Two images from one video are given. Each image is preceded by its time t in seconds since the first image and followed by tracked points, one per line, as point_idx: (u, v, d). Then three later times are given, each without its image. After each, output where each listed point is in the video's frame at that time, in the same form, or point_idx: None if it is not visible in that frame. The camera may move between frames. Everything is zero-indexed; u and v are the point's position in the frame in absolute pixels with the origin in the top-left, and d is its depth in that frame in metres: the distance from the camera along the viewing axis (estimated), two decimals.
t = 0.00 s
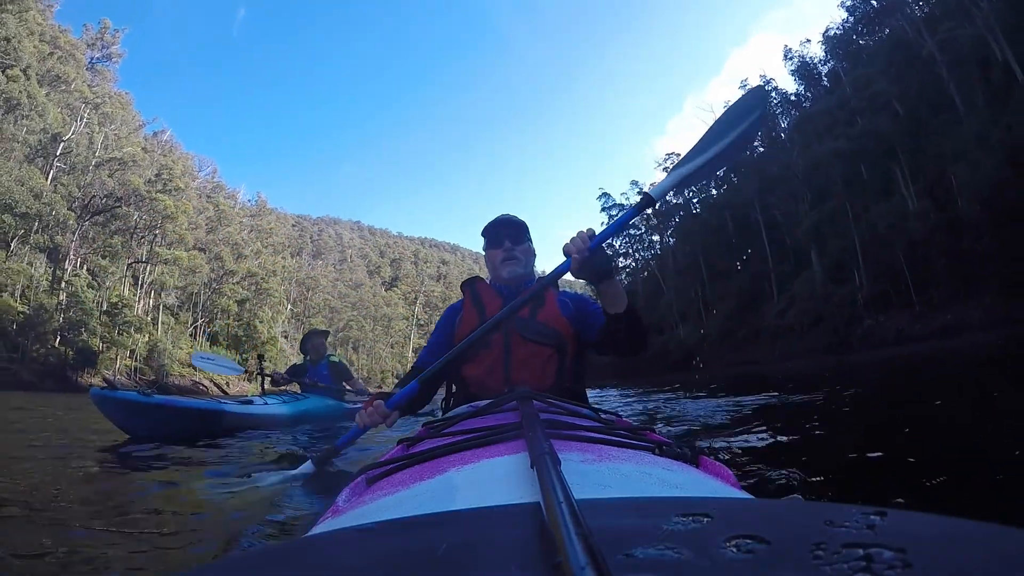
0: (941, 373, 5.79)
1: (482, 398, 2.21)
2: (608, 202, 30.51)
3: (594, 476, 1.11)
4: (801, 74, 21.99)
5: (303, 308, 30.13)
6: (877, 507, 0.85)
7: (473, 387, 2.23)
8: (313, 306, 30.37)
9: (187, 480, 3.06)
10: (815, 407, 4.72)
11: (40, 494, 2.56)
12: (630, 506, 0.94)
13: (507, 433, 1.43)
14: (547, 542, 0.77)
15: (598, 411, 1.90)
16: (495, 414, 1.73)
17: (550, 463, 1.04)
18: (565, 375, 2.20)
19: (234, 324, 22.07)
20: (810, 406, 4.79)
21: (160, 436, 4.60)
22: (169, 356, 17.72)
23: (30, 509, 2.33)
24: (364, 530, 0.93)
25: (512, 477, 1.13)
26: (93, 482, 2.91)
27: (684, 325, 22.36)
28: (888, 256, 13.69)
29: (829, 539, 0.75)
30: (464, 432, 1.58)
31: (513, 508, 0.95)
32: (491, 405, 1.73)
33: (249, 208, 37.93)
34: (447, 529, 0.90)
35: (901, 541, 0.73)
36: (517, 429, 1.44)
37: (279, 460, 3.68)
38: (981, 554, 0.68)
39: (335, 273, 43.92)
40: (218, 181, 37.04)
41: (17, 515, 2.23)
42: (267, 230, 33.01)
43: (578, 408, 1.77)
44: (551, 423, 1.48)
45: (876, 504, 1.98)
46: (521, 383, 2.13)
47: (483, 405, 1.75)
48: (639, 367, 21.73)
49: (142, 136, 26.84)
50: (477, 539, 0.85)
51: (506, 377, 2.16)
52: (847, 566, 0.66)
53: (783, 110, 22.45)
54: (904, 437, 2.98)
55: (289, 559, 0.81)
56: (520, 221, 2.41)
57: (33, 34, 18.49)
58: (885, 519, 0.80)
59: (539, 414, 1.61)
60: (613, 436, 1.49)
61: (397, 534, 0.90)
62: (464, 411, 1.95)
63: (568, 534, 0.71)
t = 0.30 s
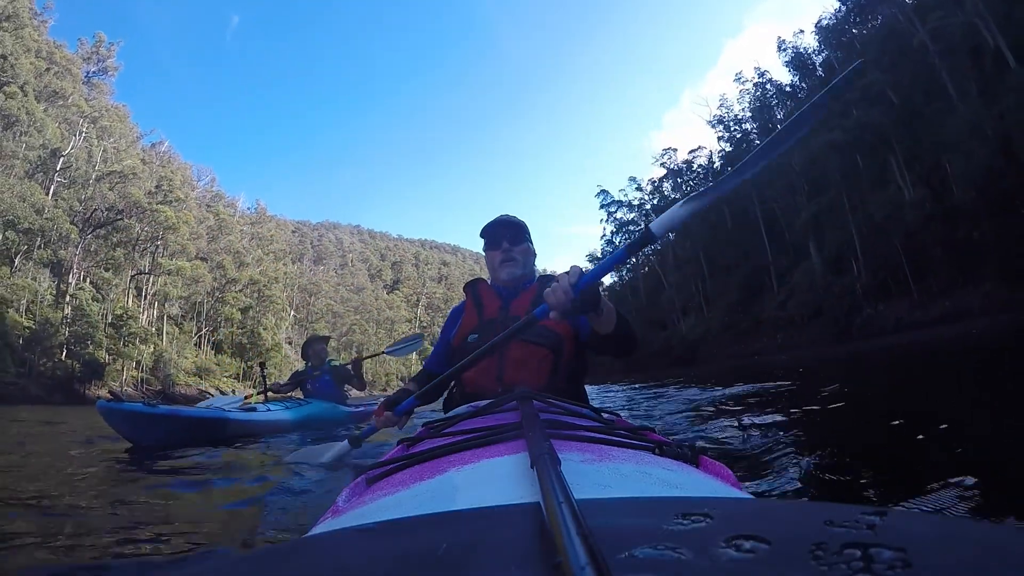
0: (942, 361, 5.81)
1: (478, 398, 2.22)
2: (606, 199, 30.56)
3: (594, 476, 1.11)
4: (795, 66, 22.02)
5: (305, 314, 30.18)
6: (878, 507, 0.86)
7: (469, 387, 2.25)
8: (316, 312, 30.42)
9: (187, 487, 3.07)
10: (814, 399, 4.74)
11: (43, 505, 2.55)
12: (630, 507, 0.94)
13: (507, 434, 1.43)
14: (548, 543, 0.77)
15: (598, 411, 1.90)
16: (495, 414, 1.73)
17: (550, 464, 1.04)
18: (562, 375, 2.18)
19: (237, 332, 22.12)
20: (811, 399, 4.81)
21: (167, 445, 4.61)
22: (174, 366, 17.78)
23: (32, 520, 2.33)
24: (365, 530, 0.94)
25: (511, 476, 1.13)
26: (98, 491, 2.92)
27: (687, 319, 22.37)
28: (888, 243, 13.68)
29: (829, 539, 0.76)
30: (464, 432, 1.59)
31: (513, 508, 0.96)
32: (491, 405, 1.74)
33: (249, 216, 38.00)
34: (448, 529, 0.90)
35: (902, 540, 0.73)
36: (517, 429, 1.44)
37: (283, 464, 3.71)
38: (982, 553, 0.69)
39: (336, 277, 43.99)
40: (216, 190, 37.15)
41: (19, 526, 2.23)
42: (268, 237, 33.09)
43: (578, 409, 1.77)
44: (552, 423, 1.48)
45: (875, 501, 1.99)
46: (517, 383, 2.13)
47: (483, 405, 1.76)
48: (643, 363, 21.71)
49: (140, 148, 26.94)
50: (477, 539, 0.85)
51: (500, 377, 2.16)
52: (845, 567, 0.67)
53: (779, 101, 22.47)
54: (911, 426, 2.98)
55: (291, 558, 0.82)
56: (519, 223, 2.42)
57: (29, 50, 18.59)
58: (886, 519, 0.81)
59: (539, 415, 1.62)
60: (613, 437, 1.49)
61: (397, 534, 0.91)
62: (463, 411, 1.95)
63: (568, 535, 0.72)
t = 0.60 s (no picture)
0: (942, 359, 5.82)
1: (475, 397, 2.22)
2: (606, 200, 30.59)
3: (594, 475, 1.12)
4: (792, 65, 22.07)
5: (306, 316, 30.22)
6: (878, 507, 0.86)
7: (467, 387, 2.25)
8: (317, 314, 30.43)
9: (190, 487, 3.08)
10: (815, 398, 4.74)
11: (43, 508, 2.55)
12: (630, 507, 0.95)
13: (508, 433, 1.44)
14: (547, 543, 0.77)
15: (598, 411, 1.91)
16: (495, 414, 1.74)
17: (550, 464, 1.04)
18: (560, 375, 2.18)
19: (238, 335, 22.10)
20: (811, 398, 4.82)
21: (169, 447, 4.63)
22: (176, 370, 17.78)
23: (31, 522, 2.32)
24: (364, 530, 0.95)
25: (511, 476, 1.14)
26: (95, 493, 2.91)
27: (687, 318, 22.37)
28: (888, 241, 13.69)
29: (829, 538, 0.76)
30: (465, 432, 1.60)
31: (513, 508, 0.97)
32: (491, 405, 1.74)
33: (249, 219, 38.02)
34: (448, 529, 0.91)
35: (902, 541, 0.74)
36: (517, 428, 1.45)
37: (285, 466, 3.69)
38: (976, 551, 0.70)
39: (337, 280, 44.01)
40: (216, 193, 37.22)
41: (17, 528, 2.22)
42: (268, 240, 33.13)
43: (578, 409, 1.78)
44: (552, 423, 1.49)
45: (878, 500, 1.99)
46: (515, 382, 2.13)
47: (483, 405, 1.77)
48: (643, 363, 21.73)
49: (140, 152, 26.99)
50: (477, 538, 0.86)
51: (496, 376, 2.16)
52: (847, 567, 0.67)
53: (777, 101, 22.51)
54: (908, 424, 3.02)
55: (290, 559, 0.82)
56: (513, 219, 2.40)
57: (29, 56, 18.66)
58: (885, 520, 0.82)
59: (539, 414, 1.63)
60: (613, 436, 1.50)
61: (396, 535, 0.91)
62: (463, 411, 1.96)
63: (567, 535, 0.72)
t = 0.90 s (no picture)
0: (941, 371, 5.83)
1: (475, 398, 2.17)
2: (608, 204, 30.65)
3: (595, 475, 1.13)
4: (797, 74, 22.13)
5: (306, 311, 30.20)
6: (877, 508, 0.87)
7: (467, 388, 2.20)
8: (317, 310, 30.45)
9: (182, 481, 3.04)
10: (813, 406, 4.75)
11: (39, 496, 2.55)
12: (630, 507, 0.96)
13: (508, 433, 1.45)
14: (547, 542, 0.78)
15: (598, 412, 1.92)
16: (495, 414, 1.75)
17: (550, 464, 1.05)
18: (560, 376, 2.18)
19: (238, 328, 22.11)
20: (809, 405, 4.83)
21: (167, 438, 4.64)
22: (175, 362, 17.77)
23: (24, 512, 2.31)
24: (365, 530, 0.95)
25: (512, 476, 1.15)
26: (88, 484, 2.90)
27: (687, 324, 22.39)
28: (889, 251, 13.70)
29: (827, 539, 0.77)
30: (464, 432, 1.60)
31: (513, 509, 0.98)
32: (491, 405, 1.74)
33: (252, 213, 38.06)
34: (449, 528, 0.92)
35: (901, 541, 0.75)
36: (517, 428, 1.46)
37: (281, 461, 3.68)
38: (980, 553, 0.70)
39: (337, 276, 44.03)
40: (219, 187, 37.25)
41: (9, 519, 2.21)
42: (270, 235, 33.18)
43: (578, 409, 1.79)
44: (552, 423, 1.50)
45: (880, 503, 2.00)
46: (515, 383, 2.11)
47: (483, 405, 1.77)
48: (642, 367, 21.74)
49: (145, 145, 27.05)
50: (477, 538, 0.87)
51: (497, 376, 2.13)
52: (845, 567, 0.68)
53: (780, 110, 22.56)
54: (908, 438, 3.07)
55: (292, 559, 0.83)
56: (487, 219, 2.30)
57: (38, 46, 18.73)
58: (885, 521, 0.83)
59: (539, 415, 1.63)
60: (613, 436, 1.51)
61: (396, 535, 0.92)
62: (463, 411, 1.96)
63: (567, 535, 0.73)
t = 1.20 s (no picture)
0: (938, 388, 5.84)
1: (475, 398, 2.15)
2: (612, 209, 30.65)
3: (595, 475, 1.14)
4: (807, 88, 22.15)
5: (306, 302, 30.26)
6: (879, 507, 0.88)
7: (468, 388, 2.18)
8: (317, 301, 30.47)
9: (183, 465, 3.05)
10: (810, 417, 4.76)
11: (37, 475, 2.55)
12: (630, 507, 0.97)
13: (507, 433, 1.45)
14: (547, 542, 0.79)
15: (598, 412, 1.93)
16: (496, 413, 1.75)
17: (550, 464, 1.06)
18: (560, 378, 2.18)
19: (238, 315, 22.14)
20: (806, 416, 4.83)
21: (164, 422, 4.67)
22: (175, 345, 17.78)
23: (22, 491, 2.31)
24: (364, 530, 0.96)
25: (511, 476, 1.16)
26: (86, 464, 2.90)
27: (687, 331, 22.39)
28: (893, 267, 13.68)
29: (828, 539, 0.78)
30: (465, 432, 1.61)
31: (513, 508, 0.98)
32: (491, 404, 1.75)
33: (257, 201, 38.06)
34: (449, 528, 0.92)
35: (901, 541, 0.75)
36: (518, 428, 1.47)
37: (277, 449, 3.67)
38: (986, 553, 0.70)
39: (339, 268, 44.03)
40: (226, 174, 37.32)
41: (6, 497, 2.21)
42: (274, 224, 33.20)
43: (578, 408, 1.80)
44: (551, 422, 1.50)
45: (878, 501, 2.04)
46: (516, 384, 2.10)
47: (483, 405, 1.77)
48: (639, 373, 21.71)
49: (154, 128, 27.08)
50: (476, 538, 0.87)
51: (498, 377, 2.12)
52: (846, 567, 0.69)
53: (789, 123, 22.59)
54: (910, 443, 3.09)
55: (293, 558, 0.83)
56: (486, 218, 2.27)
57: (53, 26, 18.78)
58: (884, 520, 0.84)
59: (540, 414, 1.64)
60: (613, 436, 1.52)
61: (396, 535, 0.92)
62: (463, 412, 1.96)
63: (567, 536, 0.74)
